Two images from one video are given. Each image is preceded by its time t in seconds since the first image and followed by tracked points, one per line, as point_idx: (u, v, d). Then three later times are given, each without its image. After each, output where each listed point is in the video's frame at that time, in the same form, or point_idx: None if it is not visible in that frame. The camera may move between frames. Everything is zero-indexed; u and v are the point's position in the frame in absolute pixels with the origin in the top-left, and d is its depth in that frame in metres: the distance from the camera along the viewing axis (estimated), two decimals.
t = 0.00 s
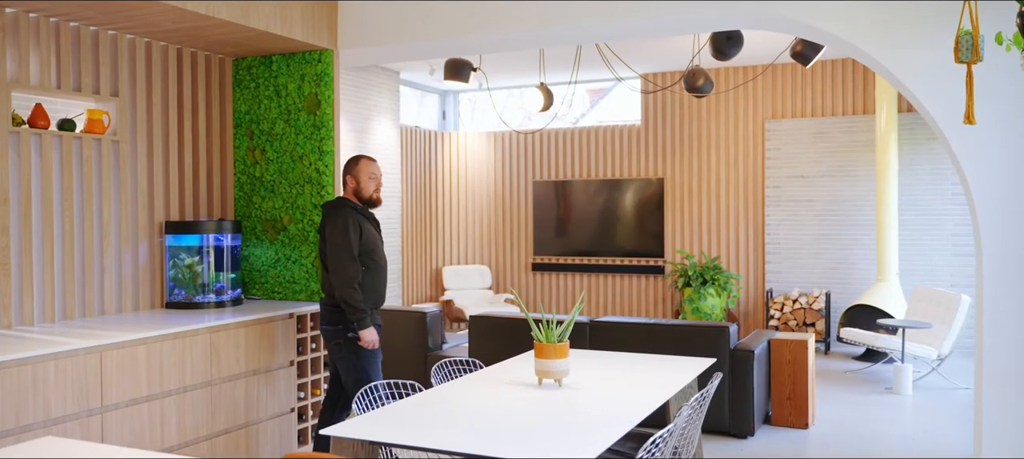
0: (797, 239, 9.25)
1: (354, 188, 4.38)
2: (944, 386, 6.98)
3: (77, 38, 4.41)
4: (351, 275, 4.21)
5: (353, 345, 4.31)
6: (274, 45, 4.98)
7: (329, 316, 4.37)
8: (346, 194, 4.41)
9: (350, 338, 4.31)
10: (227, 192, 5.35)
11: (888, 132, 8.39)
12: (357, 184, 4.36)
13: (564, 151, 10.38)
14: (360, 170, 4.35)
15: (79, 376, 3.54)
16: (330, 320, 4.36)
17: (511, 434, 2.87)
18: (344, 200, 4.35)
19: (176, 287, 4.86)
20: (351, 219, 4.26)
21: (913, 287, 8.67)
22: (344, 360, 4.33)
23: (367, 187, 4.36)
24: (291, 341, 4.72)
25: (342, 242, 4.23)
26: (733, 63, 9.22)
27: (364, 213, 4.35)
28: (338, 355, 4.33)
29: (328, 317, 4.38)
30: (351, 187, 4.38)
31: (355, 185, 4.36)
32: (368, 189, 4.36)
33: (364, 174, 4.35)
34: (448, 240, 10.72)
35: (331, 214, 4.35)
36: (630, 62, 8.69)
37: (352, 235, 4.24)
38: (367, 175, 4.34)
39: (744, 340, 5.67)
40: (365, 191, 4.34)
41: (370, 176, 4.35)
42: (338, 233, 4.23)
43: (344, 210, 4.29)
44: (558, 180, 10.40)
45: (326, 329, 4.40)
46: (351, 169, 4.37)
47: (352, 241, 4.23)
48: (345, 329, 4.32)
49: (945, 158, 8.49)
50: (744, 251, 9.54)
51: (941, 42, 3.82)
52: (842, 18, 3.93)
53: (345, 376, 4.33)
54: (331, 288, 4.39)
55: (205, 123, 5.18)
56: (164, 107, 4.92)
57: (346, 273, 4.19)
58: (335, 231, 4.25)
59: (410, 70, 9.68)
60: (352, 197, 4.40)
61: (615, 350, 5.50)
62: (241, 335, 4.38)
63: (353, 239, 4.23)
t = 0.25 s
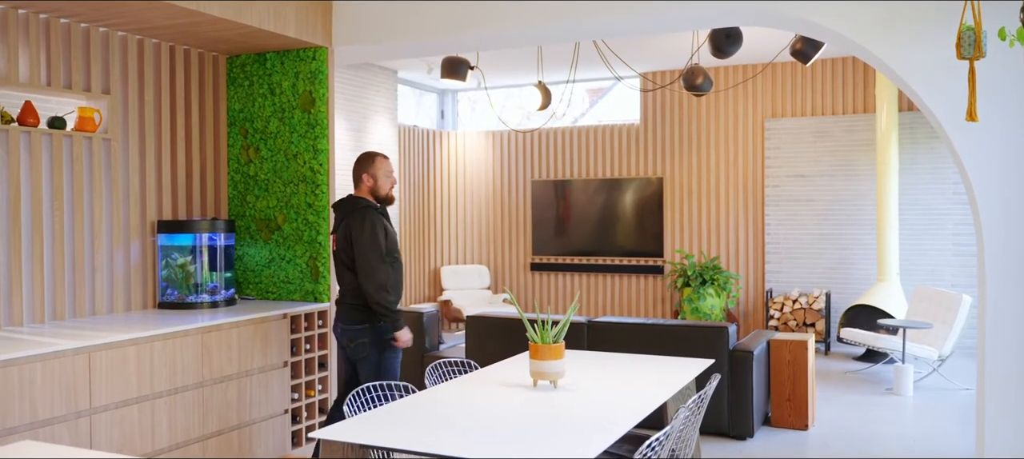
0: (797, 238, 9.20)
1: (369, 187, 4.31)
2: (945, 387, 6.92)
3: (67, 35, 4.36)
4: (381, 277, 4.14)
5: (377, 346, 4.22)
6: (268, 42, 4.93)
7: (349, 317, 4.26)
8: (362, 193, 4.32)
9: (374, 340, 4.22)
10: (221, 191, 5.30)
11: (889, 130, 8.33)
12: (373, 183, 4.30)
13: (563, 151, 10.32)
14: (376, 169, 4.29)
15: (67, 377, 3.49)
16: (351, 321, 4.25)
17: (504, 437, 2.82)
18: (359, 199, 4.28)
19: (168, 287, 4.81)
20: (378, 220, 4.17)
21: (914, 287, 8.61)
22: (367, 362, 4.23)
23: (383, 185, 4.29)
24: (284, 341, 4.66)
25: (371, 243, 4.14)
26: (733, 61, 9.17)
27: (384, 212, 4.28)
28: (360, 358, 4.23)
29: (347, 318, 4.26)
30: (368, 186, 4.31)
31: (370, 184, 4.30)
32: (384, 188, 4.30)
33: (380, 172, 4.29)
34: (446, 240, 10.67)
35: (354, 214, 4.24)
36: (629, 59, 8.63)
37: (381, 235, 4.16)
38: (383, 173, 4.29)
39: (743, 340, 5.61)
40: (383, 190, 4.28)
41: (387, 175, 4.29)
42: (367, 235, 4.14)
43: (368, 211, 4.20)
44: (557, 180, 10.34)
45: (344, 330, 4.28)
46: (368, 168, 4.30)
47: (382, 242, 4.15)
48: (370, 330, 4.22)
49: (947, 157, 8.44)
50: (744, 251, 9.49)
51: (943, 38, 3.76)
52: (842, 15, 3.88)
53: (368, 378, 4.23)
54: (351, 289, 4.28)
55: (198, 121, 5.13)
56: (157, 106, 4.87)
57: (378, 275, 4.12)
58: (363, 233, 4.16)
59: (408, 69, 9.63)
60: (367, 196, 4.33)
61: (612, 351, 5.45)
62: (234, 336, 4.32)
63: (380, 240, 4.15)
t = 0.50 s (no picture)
0: (797, 238, 9.13)
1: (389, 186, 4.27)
2: (946, 388, 6.86)
3: (57, 32, 4.31)
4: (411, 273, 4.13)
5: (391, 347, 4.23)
6: (261, 39, 4.87)
7: (362, 318, 4.24)
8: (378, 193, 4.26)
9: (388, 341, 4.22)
10: (214, 190, 5.24)
11: (889, 129, 8.27)
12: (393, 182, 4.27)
13: (561, 150, 10.27)
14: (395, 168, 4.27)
15: (54, 380, 3.43)
16: (366, 323, 4.23)
17: (497, 441, 2.75)
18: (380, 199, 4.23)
19: (160, 287, 4.76)
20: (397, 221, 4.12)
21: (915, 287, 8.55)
22: (380, 362, 4.25)
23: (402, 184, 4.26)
24: (277, 342, 4.60)
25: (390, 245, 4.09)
26: (732, 60, 9.11)
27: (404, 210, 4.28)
28: (374, 358, 4.24)
29: (361, 319, 4.25)
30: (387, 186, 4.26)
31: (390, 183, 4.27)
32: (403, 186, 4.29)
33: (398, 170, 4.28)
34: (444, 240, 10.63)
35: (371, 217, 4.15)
36: (628, 58, 8.57)
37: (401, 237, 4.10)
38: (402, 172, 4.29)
39: (742, 341, 5.55)
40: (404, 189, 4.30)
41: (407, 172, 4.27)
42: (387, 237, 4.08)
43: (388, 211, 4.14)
44: (555, 179, 10.28)
45: (357, 330, 4.27)
46: (388, 167, 4.25)
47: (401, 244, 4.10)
48: (385, 332, 4.21)
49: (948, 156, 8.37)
50: (743, 251, 9.43)
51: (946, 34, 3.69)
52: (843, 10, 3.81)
53: (380, 379, 4.26)
54: (366, 289, 4.24)
55: (191, 119, 5.07)
56: (149, 104, 4.81)
57: (410, 272, 4.10)
58: (383, 236, 4.09)
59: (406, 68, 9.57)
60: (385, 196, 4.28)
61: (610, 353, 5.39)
62: (226, 337, 4.27)
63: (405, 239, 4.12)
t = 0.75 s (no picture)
0: (797, 238, 9.07)
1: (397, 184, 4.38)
2: (949, 389, 6.79)
3: (47, 29, 4.25)
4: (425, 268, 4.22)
5: (395, 349, 4.30)
6: (254, 37, 4.81)
7: (369, 317, 4.33)
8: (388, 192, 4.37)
9: (393, 342, 4.30)
10: (208, 190, 5.18)
11: (891, 129, 8.21)
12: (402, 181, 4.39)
13: (560, 149, 10.20)
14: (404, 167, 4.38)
15: (41, 382, 3.37)
16: (372, 322, 4.32)
17: (491, 445, 2.69)
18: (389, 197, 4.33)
19: (152, 287, 4.69)
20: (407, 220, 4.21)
21: (916, 287, 8.49)
22: (384, 363, 4.32)
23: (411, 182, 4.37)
24: (271, 343, 4.53)
25: (399, 243, 4.20)
26: (732, 58, 9.05)
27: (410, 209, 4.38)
28: (378, 358, 4.31)
29: (368, 318, 4.33)
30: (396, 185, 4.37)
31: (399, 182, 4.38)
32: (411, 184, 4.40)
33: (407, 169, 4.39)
34: (442, 240, 10.59)
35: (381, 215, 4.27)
36: (627, 55, 8.51)
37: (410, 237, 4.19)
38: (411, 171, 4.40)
39: (742, 342, 5.50)
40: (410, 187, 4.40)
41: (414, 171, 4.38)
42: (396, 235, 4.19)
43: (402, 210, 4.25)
44: (554, 178, 10.22)
45: (364, 329, 4.36)
46: (396, 167, 4.36)
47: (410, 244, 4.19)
48: (390, 333, 4.29)
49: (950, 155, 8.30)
50: (744, 251, 9.36)
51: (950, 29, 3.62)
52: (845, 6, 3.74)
53: (383, 379, 4.31)
54: (375, 289, 4.33)
55: (185, 116, 5.01)
56: (141, 102, 4.75)
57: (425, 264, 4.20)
58: (393, 233, 4.20)
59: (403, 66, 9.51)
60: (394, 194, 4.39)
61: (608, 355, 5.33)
62: (218, 337, 4.20)
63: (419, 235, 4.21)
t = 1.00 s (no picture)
0: (798, 238, 9.00)
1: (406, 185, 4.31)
2: (951, 391, 6.73)
3: (36, 25, 4.18)
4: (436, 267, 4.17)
5: (404, 349, 4.24)
6: (248, 34, 4.74)
7: (379, 317, 4.28)
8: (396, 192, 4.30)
9: (402, 343, 4.24)
10: (201, 189, 5.11)
11: (892, 128, 8.15)
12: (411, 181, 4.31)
13: (559, 148, 10.15)
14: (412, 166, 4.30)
15: (28, 385, 3.30)
16: (382, 323, 4.27)
17: (485, 450, 2.63)
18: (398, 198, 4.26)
19: (145, 288, 4.63)
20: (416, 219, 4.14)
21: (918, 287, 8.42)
22: (392, 363, 4.26)
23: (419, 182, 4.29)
24: (264, 344, 4.47)
25: (409, 241, 4.14)
26: (731, 56, 8.99)
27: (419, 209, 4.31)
28: (387, 359, 4.26)
29: (378, 318, 4.28)
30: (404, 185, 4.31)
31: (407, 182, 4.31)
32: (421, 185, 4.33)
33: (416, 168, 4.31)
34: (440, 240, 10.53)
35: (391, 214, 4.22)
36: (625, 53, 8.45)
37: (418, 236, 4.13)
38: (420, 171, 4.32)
39: (743, 343, 5.43)
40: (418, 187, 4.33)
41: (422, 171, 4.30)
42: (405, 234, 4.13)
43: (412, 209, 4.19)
44: (554, 177, 10.16)
45: (373, 329, 4.31)
46: (405, 166, 4.28)
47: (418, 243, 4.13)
48: (399, 333, 4.23)
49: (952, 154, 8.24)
50: (744, 250, 9.30)
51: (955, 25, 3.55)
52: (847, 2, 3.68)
53: (391, 380, 4.26)
54: (384, 288, 4.27)
55: (177, 114, 4.95)
56: (133, 100, 4.69)
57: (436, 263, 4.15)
58: (402, 233, 4.14)
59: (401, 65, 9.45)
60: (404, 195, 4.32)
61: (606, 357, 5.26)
62: (210, 338, 4.14)
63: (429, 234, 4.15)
